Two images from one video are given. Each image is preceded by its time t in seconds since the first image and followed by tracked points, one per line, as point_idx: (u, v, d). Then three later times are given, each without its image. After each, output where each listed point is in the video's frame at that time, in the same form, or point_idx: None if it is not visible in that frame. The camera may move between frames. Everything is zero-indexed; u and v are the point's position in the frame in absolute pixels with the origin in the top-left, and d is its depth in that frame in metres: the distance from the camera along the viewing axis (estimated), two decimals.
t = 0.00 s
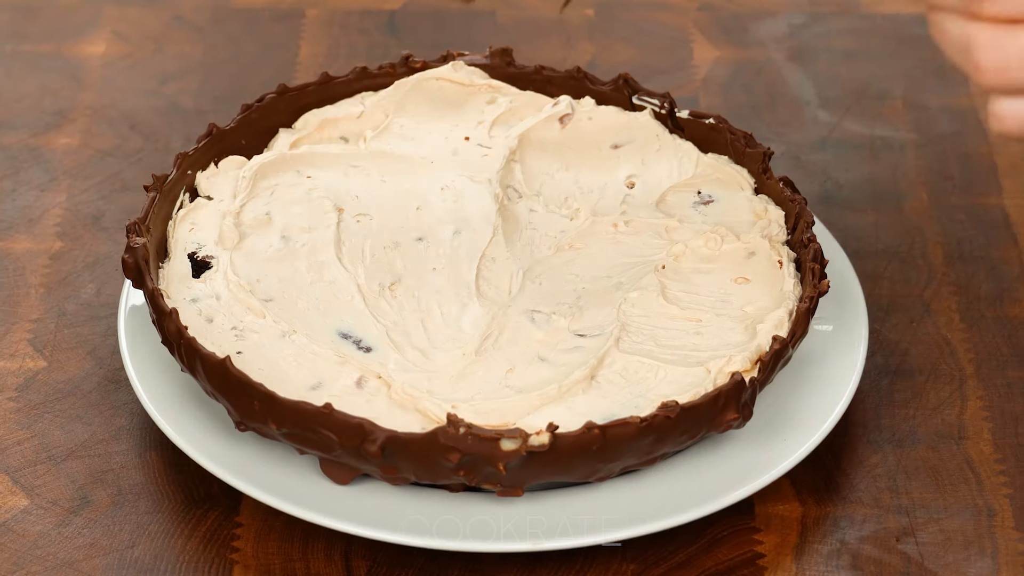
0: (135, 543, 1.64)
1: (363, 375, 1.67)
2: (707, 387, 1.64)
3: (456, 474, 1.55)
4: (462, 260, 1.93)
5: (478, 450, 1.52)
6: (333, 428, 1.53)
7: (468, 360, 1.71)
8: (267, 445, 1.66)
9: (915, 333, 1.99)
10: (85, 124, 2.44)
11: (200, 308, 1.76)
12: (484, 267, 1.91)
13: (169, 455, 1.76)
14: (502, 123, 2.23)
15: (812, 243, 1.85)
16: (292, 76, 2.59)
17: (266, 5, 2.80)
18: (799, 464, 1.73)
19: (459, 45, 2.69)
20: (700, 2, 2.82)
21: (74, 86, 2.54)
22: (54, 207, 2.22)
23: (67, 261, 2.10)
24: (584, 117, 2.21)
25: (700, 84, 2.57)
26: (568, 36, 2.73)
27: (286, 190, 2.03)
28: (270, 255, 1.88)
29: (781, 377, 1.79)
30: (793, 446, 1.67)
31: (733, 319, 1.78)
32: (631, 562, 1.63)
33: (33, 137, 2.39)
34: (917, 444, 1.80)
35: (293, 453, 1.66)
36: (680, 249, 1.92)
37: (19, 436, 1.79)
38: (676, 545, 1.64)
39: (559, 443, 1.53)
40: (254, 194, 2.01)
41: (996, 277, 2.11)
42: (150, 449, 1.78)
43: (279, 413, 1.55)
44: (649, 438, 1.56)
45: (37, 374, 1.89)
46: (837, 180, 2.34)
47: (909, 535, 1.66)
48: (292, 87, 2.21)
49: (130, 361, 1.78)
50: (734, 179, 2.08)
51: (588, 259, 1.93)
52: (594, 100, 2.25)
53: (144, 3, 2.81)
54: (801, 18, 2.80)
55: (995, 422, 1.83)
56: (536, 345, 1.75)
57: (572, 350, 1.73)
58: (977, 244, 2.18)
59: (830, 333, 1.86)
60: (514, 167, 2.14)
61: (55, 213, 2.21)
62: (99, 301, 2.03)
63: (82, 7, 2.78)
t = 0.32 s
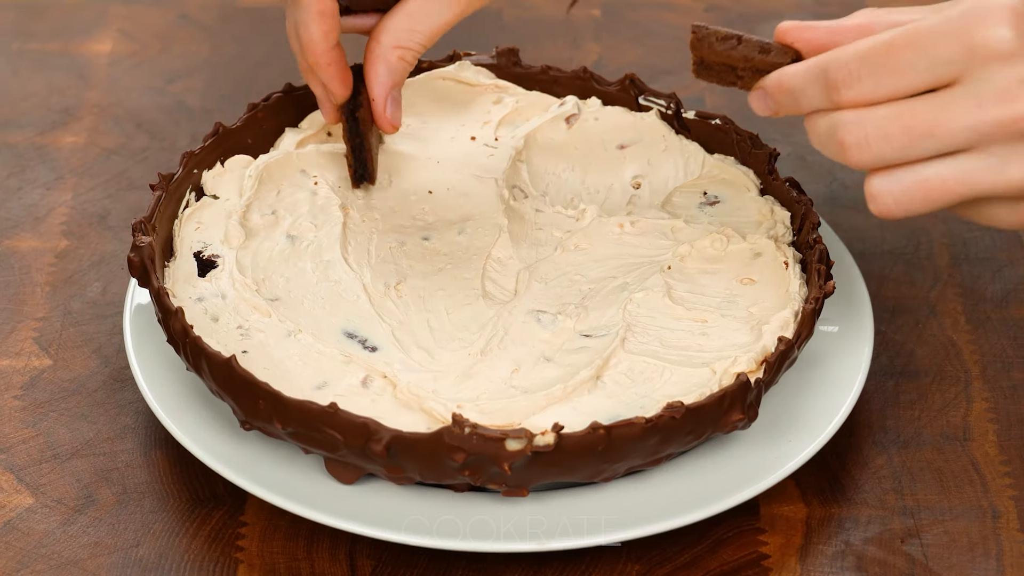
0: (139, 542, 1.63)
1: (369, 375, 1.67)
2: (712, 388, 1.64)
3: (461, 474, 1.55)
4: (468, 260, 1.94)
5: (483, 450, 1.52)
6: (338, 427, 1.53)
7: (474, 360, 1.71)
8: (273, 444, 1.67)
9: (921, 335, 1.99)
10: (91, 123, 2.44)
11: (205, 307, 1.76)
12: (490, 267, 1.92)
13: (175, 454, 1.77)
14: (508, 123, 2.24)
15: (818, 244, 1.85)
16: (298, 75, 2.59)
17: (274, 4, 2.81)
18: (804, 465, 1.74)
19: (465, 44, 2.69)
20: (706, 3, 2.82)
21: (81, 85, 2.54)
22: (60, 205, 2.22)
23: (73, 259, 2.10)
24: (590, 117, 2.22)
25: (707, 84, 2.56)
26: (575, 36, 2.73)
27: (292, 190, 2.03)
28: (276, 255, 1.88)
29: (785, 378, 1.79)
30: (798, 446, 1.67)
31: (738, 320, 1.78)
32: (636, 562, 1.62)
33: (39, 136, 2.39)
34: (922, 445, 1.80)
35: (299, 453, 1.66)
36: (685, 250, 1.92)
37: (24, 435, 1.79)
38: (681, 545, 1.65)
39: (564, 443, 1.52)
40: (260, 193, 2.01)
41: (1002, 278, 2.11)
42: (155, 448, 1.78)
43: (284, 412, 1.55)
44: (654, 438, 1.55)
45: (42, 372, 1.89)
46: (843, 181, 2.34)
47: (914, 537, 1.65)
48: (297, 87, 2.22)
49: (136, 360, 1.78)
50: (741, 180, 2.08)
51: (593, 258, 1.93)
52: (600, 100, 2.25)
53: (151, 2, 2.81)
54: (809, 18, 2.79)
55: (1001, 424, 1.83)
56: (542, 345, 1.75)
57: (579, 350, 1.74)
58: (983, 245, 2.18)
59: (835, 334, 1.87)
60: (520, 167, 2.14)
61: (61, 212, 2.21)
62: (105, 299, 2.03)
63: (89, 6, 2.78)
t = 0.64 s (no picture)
0: (145, 541, 1.63)
1: (374, 375, 1.67)
2: (718, 388, 1.64)
3: (466, 474, 1.55)
4: (473, 260, 1.93)
5: (488, 450, 1.52)
6: (343, 427, 1.53)
7: (479, 360, 1.71)
8: (278, 444, 1.67)
9: (927, 335, 1.99)
10: (97, 122, 2.44)
11: (211, 306, 1.76)
12: (496, 267, 1.92)
13: (181, 454, 1.76)
14: (515, 123, 2.24)
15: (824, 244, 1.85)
16: (304, 74, 2.59)
17: (280, 4, 2.81)
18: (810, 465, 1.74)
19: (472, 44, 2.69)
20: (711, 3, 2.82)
21: (86, 84, 2.54)
22: (65, 205, 2.22)
23: (79, 259, 2.10)
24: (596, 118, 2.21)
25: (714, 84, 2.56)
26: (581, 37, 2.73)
27: (298, 189, 2.03)
28: (282, 255, 1.88)
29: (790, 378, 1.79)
30: (803, 447, 1.67)
31: (743, 320, 1.78)
32: (641, 562, 1.62)
33: (45, 135, 2.39)
34: (927, 446, 1.79)
35: (304, 453, 1.66)
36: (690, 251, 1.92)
37: (30, 434, 1.79)
38: (686, 546, 1.64)
39: (569, 442, 1.52)
40: (266, 193, 2.01)
41: (1007, 278, 2.11)
42: (160, 447, 1.78)
43: (289, 412, 1.56)
44: (659, 438, 1.55)
45: (48, 371, 1.89)
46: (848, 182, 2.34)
47: (919, 537, 1.65)
48: (303, 87, 2.22)
49: (141, 359, 1.78)
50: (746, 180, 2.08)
51: (598, 259, 1.93)
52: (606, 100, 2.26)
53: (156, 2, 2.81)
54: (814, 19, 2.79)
55: (1006, 424, 1.83)
56: (548, 345, 1.75)
57: (584, 350, 1.74)
58: (989, 246, 2.18)
59: (840, 334, 1.87)
60: (527, 166, 2.15)
61: (67, 211, 2.21)
62: (110, 299, 2.03)
63: (95, 6, 2.78)
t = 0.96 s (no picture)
0: (151, 541, 1.63)
1: (380, 375, 1.67)
2: (723, 388, 1.65)
3: (472, 474, 1.55)
4: (479, 259, 1.93)
5: (494, 450, 1.52)
6: (349, 427, 1.53)
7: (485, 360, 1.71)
8: (283, 445, 1.67)
9: (932, 335, 1.99)
10: (103, 122, 2.44)
11: (216, 306, 1.76)
12: (502, 267, 1.91)
13: (186, 454, 1.76)
14: (521, 123, 2.23)
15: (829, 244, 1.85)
16: (309, 74, 2.58)
17: (286, 4, 2.82)
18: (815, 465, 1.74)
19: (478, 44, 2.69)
20: (717, 3, 2.82)
21: (92, 85, 2.54)
22: (71, 205, 2.22)
23: (84, 259, 2.10)
24: (601, 117, 2.22)
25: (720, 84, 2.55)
26: (587, 36, 2.73)
27: (304, 189, 2.03)
28: (287, 255, 1.88)
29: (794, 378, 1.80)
30: (808, 447, 1.67)
31: (748, 320, 1.78)
32: (647, 562, 1.63)
33: (51, 135, 2.39)
34: (933, 446, 1.79)
35: (309, 453, 1.66)
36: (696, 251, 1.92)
37: (36, 433, 1.79)
38: (692, 546, 1.64)
39: (575, 442, 1.52)
40: (272, 193, 2.01)
41: (1014, 279, 2.11)
42: (166, 447, 1.78)
43: (295, 412, 1.56)
44: (665, 438, 1.55)
45: (54, 371, 1.89)
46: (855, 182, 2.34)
47: (925, 537, 1.66)
48: (309, 87, 2.22)
49: (147, 359, 1.78)
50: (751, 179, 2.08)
51: (604, 259, 1.93)
52: (612, 100, 2.27)
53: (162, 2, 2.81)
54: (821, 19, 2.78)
55: (1012, 424, 1.83)
56: (554, 346, 1.75)
57: (590, 350, 1.74)
58: (995, 246, 2.18)
59: (846, 334, 1.87)
60: (534, 166, 2.13)
61: (73, 211, 2.21)
62: (116, 299, 2.03)
63: (101, 6, 2.78)
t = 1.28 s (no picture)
0: (156, 541, 1.63)
1: (385, 375, 1.67)
2: (730, 388, 1.64)
3: (477, 474, 1.55)
4: (484, 259, 1.92)
5: (500, 450, 1.52)
6: (354, 427, 1.53)
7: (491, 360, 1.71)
8: (289, 445, 1.67)
9: (937, 335, 1.99)
10: (108, 122, 2.44)
11: (222, 307, 1.76)
12: (507, 267, 1.91)
13: (192, 454, 1.76)
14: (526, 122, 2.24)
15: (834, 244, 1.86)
16: (314, 74, 2.58)
17: (291, 4, 2.82)
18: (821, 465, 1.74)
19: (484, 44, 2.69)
20: (723, 3, 2.82)
21: (97, 85, 2.54)
22: (76, 205, 2.22)
23: (90, 259, 2.10)
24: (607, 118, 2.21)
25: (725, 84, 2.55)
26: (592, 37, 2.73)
27: (310, 188, 2.03)
28: (292, 254, 1.88)
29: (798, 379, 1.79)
30: (812, 448, 1.67)
31: (753, 321, 1.79)
32: (652, 562, 1.63)
33: (56, 135, 2.39)
34: (938, 446, 1.79)
35: (315, 453, 1.66)
36: (702, 251, 1.92)
37: (42, 433, 1.79)
38: (697, 546, 1.64)
39: (580, 442, 1.52)
40: (277, 193, 2.01)
41: (1019, 279, 2.11)
42: (172, 447, 1.78)
43: (300, 412, 1.56)
44: (671, 438, 1.55)
45: (59, 371, 1.89)
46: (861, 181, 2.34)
47: (930, 537, 1.66)
48: (315, 87, 2.23)
49: (152, 359, 1.78)
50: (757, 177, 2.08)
51: (610, 260, 1.93)
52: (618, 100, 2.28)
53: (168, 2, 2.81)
54: (826, 19, 2.77)
55: (1018, 424, 1.83)
56: (559, 346, 1.76)
57: (595, 350, 1.74)
58: (1000, 247, 2.18)
59: (851, 335, 1.86)
60: (538, 167, 2.14)
61: (78, 211, 2.21)
62: (122, 299, 2.03)
63: (107, 6, 2.79)
